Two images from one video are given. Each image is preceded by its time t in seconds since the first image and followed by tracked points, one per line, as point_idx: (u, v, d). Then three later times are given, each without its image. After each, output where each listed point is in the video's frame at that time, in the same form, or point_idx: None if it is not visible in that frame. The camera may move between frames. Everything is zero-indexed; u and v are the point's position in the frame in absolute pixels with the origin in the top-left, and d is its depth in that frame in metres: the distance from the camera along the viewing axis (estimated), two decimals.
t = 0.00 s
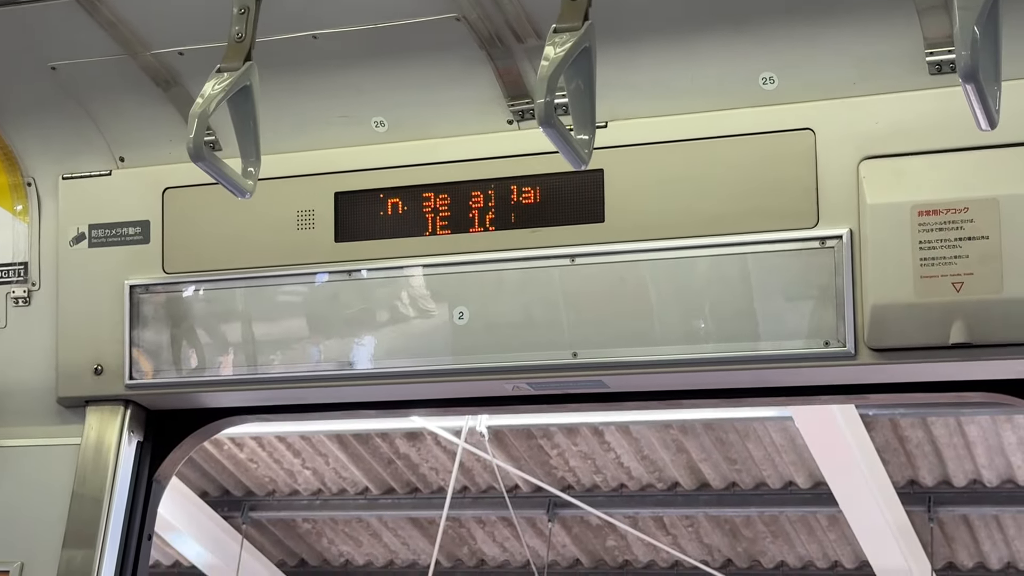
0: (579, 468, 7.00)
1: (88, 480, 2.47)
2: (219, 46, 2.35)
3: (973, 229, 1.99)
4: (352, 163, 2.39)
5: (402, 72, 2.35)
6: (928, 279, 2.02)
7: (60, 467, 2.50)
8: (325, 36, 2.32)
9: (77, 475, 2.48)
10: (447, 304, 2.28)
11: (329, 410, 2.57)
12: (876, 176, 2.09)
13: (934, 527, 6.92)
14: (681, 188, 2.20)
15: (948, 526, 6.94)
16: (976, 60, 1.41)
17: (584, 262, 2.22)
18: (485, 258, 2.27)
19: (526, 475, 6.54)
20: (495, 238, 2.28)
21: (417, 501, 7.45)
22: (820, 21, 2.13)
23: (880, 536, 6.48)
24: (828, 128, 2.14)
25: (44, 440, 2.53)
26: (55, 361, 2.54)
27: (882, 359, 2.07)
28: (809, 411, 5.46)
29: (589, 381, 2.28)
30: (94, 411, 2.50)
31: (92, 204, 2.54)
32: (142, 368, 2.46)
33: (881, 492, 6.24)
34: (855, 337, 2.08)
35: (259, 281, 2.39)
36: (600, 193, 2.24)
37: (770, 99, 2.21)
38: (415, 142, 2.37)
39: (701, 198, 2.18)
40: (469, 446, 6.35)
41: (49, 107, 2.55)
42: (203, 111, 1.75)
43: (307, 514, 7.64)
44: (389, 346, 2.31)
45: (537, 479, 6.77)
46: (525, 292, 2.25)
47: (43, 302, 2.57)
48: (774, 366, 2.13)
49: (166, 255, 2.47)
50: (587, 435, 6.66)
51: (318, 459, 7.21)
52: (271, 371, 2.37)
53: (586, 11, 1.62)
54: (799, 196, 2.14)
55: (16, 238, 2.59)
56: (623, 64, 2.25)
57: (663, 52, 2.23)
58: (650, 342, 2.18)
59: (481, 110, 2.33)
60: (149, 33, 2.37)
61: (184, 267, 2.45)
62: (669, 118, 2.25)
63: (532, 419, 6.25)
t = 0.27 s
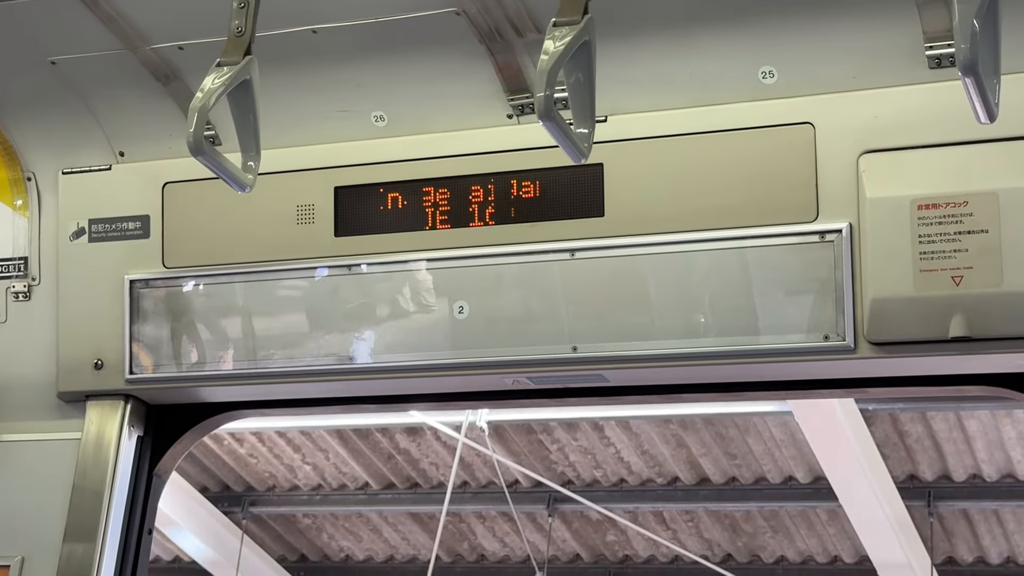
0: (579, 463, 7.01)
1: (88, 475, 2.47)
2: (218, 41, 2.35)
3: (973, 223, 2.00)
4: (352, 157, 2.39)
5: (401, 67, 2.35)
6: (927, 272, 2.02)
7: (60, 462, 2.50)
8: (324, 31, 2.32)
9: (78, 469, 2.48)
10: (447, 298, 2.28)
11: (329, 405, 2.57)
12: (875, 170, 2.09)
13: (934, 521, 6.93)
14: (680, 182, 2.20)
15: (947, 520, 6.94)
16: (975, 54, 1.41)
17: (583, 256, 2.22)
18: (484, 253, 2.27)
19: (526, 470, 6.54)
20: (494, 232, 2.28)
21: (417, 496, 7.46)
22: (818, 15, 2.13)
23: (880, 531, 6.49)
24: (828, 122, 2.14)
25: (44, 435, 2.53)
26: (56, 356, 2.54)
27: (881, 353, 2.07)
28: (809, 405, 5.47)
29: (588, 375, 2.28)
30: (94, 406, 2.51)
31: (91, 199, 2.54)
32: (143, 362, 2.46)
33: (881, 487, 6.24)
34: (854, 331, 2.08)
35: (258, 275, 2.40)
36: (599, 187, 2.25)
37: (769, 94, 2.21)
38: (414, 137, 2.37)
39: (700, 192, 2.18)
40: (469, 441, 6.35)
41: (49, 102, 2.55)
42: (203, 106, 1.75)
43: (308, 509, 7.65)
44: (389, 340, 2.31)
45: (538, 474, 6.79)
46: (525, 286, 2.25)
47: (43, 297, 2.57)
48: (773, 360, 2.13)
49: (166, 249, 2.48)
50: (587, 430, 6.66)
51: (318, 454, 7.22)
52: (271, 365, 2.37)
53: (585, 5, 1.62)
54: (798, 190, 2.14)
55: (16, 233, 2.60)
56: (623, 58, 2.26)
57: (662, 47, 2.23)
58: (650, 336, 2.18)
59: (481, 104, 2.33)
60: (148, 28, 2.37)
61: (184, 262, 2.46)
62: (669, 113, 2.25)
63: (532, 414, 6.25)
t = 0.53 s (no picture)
0: (579, 461, 7.02)
1: (88, 475, 2.48)
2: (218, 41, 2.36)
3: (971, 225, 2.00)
4: (350, 158, 2.40)
5: (400, 67, 2.36)
6: (925, 274, 2.03)
7: (60, 462, 2.51)
8: (323, 32, 2.33)
9: (77, 469, 2.49)
10: (446, 299, 2.29)
11: (328, 405, 2.58)
12: (873, 171, 2.09)
13: (933, 519, 6.93)
14: (678, 183, 2.20)
15: (947, 518, 6.95)
16: (971, 59, 1.42)
17: (582, 257, 2.23)
18: (483, 253, 2.27)
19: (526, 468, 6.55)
20: (493, 233, 2.29)
21: (416, 494, 7.47)
22: (815, 16, 2.14)
23: (879, 529, 6.50)
24: (826, 123, 2.15)
25: (43, 435, 2.54)
26: (55, 356, 2.54)
27: (878, 353, 2.08)
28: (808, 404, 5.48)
29: (587, 375, 2.28)
30: (94, 406, 2.51)
31: (91, 200, 2.54)
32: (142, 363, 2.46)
33: (880, 485, 6.25)
34: (852, 332, 2.08)
35: (258, 276, 2.40)
36: (598, 188, 2.25)
37: (767, 95, 2.21)
38: (413, 137, 2.38)
39: (699, 193, 2.19)
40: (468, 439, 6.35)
41: (48, 102, 2.56)
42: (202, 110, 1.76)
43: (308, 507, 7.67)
44: (388, 341, 2.31)
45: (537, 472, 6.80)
46: (524, 287, 2.25)
47: (42, 297, 2.57)
48: (771, 361, 2.13)
49: (165, 250, 2.48)
50: (587, 428, 6.67)
51: (318, 452, 7.23)
52: (270, 366, 2.38)
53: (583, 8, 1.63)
54: (796, 191, 2.14)
55: (16, 234, 2.60)
56: (622, 59, 2.26)
57: (660, 47, 2.24)
58: (648, 336, 2.19)
59: (479, 105, 2.34)
60: (148, 29, 2.37)
61: (183, 262, 2.46)
62: (667, 114, 2.25)
63: (531, 411, 6.26)
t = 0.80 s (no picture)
0: (579, 460, 7.03)
1: (87, 477, 2.48)
2: (216, 45, 2.36)
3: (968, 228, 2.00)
4: (349, 161, 2.40)
5: (398, 71, 2.36)
6: (922, 278, 2.03)
7: (59, 464, 2.51)
8: (322, 36, 2.34)
9: (77, 471, 2.49)
10: (444, 302, 2.29)
11: (327, 407, 2.58)
12: (869, 175, 2.10)
13: (932, 519, 6.94)
14: (676, 186, 2.21)
15: (946, 518, 6.95)
16: (965, 66, 1.44)
17: (580, 260, 2.23)
18: (481, 256, 2.28)
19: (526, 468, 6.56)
20: (491, 237, 2.29)
21: (416, 494, 7.47)
22: (812, 20, 2.15)
23: (879, 529, 6.50)
24: (823, 127, 2.15)
25: (42, 438, 2.54)
26: (54, 359, 2.55)
27: (876, 357, 2.08)
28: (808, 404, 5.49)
29: (585, 379, 2.29)
30: (93, 409, 2.52)
31: (90, 203, 2.55)
32: (141, 366, 2.46)
33: (880, 484, 6.26)
34: (849, 335, 2.09)
35: (256, 279, 2.40)
36: (596, 192, 2.25)
37: (764, 99, 2.22)
38: (411, 141, 2.38)
39: (697, 197, 2.19)
40: (468, 439, 6.36)
41: (47, 106, 2.56)
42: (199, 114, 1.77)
43: (307, 506, 7.67)
44: (387, 344, 2.32)
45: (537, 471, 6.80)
46: (522, 290, 2.25)
47: (41, 300, 2.58)
48: (769, 364, 2.14)
49: (164, 253, 2.48)
50: (586, 428, 6.68)
51: (318, 452, 7.24)
52: (269, 368, 2.38)
53: (580, 14, 1.64)
54: (794, 195, 2.15)
55: (15, 237, 2.60)
56: (620, 63, 2.27)
57: (658, 51, 2.24)
58: (646, 340, 2.19)
59: (477, 109, 2.35)
60: (146, 33, 2.38)
61: (182, 266, 2.47)
62: (665, 117, 2.25)
63: (530, 411, 6.26)
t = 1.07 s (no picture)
0: (579, 459, 7.03)
1: (87, 477, 2.49)
2: (215, 45, 2.37)
3: (965, 228, 2.01)
4: (348, 161, 2.41)
5: (396, 71, 2.37)
6: (919, 277, 2.03)
7: (59, 463, 2.52)
8: (320, 36, 2.34)
9: (77, 471, 2.50)
10: (443, 302, 2.29)
11: (326, 407, 2.59)
12: (867, 174, 2.10)
13: (932, 518, 6.95)
14: (674, 186, 2.21)
15: (946, 517, 6.96)
16: (962, 66, 1.45)
17: (578, 260, 2.23)
18: (480, 256, 2.28)
19: (526, 467, 6.56)
20: (489, 236, 2.29)
21: (416, 493, 7.48)
22: (810, 20, 2.15)
23: (878, 527, 6.51)
24: (820, 127, 2.16)
25: (42, 437, 2.55)
26: (54, 359, 2.55)
27: (874, 356, 2.09)
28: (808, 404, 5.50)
29: (584, 378, 2.29)
30: (92, 408, 2.52)
31: (89, 203, 2.55)
32: (141, 366, 2.47)
33: (880, 483, 6.26)
34: (847, 335, 2.09)
35: (256, 278, 2.41)
36: (594, 191, 2.26)
37: (762, 99, 2.22)
38: (410, 141, 2.39)
39: (696, 197, 2.19)
40: (468, 439, 6.36)
41: (46, 106, 2.57)
42: (198, 115, 1.77)
43: (307, 506, 7.68)
44: (386, 344, 2.32)
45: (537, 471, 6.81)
46: (521, 290, 2.26)
47: (41, 300, 2.58)
48: (767, 364, 2.14)
49: (163, 253, 2.49)
50: (586, 428, 6.68)
51: (318, 452, 7.25)
52: (269, 367, 2.39)
53: (578, 15, 1.65)
54: (792, 195, 2.15)
55: (14, 237, 2.61)
56: (618, 64, 2.27)
57: (656, 51, 2.25)
58: (645, 339, 2.20)
59: (476, 109, 2.35)
60: (145, 33, 2.38)
61: (181, 266, 2.47)
62: (663, 117, 2.26)
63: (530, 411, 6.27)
